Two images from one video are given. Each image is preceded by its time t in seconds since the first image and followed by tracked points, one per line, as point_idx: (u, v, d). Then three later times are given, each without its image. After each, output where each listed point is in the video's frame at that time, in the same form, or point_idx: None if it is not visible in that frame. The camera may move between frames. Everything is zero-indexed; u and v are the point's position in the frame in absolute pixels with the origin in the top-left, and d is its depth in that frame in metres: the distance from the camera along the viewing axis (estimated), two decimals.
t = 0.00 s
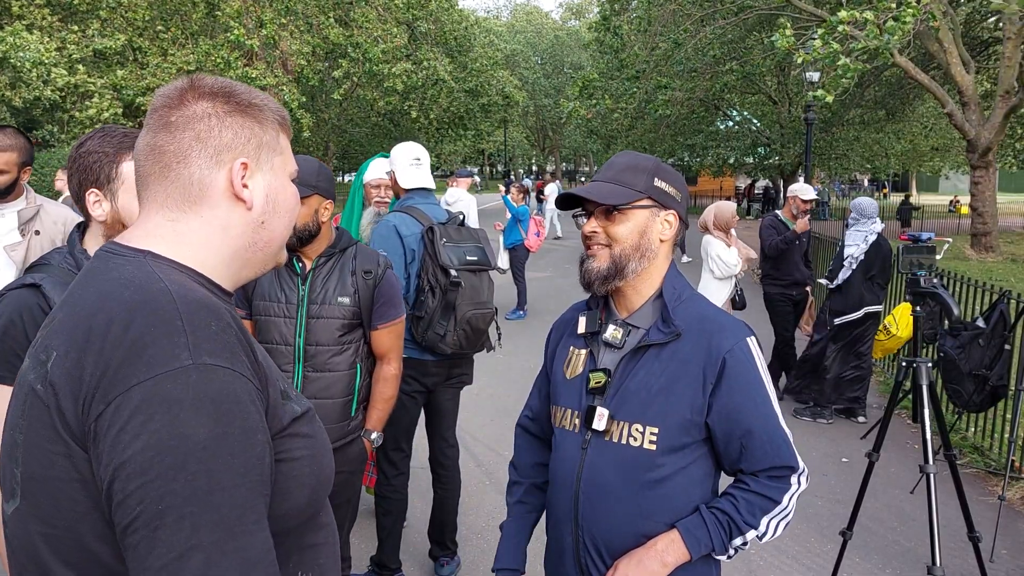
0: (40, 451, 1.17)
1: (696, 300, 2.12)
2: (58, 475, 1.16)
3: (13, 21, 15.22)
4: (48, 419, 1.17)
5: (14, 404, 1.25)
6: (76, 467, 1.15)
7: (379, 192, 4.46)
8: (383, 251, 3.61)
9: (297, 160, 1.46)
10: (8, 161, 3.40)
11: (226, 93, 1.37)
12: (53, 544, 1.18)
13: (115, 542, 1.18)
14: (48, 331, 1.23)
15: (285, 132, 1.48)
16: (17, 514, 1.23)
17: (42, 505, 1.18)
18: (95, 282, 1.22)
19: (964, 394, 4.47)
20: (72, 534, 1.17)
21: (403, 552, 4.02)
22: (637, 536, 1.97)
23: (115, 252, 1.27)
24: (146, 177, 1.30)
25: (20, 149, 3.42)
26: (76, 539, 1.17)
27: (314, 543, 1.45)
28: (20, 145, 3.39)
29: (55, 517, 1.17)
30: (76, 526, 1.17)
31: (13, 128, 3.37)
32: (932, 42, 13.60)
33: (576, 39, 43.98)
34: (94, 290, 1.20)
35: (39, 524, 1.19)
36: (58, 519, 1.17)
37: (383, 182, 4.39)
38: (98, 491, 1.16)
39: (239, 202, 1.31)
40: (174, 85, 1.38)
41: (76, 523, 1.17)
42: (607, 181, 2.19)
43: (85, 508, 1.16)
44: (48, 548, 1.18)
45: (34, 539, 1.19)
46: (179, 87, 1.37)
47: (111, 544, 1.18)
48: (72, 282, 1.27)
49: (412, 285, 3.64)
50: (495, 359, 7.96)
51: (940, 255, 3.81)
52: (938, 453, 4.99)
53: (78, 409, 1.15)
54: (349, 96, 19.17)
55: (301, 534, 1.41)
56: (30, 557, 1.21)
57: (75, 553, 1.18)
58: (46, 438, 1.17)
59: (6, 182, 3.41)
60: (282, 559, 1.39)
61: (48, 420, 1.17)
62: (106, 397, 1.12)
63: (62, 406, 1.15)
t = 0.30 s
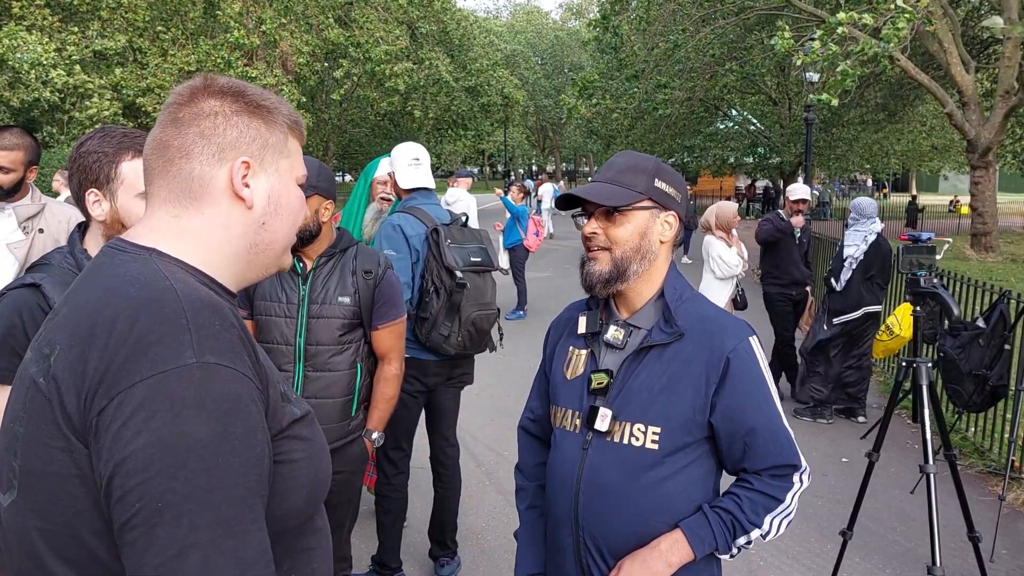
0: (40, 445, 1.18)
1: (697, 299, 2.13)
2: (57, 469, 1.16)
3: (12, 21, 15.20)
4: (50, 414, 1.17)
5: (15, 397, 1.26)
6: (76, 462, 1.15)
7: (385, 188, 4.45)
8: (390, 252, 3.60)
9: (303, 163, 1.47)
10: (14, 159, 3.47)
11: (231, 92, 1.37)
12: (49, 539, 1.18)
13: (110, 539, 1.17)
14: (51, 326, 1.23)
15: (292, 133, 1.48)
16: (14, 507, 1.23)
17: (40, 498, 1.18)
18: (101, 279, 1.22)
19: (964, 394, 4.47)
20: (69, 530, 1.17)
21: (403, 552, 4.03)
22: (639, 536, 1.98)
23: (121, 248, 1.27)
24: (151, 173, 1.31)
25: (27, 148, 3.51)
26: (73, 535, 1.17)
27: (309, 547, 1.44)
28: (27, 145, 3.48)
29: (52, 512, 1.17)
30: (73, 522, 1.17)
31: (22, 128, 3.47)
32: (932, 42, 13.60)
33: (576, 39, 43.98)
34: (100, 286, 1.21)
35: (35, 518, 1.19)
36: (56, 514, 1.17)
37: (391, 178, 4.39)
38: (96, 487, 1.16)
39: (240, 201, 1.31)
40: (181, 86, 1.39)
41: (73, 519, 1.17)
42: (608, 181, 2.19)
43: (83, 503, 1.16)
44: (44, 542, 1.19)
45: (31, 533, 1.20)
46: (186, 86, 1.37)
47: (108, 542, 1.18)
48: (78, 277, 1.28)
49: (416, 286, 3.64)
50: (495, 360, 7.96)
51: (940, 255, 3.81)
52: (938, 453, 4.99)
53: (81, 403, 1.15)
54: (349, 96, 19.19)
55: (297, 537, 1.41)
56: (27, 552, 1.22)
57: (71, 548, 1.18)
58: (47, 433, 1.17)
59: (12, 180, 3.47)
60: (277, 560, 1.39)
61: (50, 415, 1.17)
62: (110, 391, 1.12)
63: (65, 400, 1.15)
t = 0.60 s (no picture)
0: (43, 440, 1.17)
1: (697, 297, 2.13)
2: (59, 465, 1.16)
3: (11, 21, 15.18)
4: (53, 410, 1.17)
5: (18, 393, 1.26)
6: (78, 459, 1.15)
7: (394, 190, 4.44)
8: (394, 253, 3.58)
9: (307, 162, 1.46)
10: (16, 156, 3.45)
11: (235, 92, 1.37)
12: (50, 535, 1.18)
13: (111, 537, 1.17)
14: (55, 324, 1.23)
15: (297, 134, 1.48)
16: (15, 503, 1.23)
17: (41, 495, 1.18)
18: (105, 277, 1.22)
19: (964, 394, 4.47)
20: (70, 527, 1.17)
21: (403, 552, 4.02)
22: (641, 534, 1.97)
23: (125, 248, 1.28)
24: (154, 175, 1.31)
25: (29, 147, 3.49)
26: (74, 534, 1.17)
27: (307, 550, 1.44)
28: (29, 143, 3.46)
29: (54, 509, 1.17)
30: (74, 520, 1.16)
31: (25, 125, 3.45)
32: (932, 43, 13.59)
33: (576, 39, 43.98)
34: (104, 284, 1.20)
35: (36, 514, 1.19)
36: (57, 512, 1.17)
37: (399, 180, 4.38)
38: (99, 485, 1.15)
39: (243, 201, 1.30)
40: (184, 87, 1.39)
41: (73, 518, 1.16)
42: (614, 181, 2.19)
43: (86, 501, 1.16)
44: (46, 539, 1.19)
45: (32, 530, 1.19)
46: (187, 87, 1.37)
47: (110, 543, 1.17)
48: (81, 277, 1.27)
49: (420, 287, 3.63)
50: (495, 360, 7.96)
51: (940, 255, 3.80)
52: (938, 453, 4.99)
53: (84, 400, 1.14)
54: (349, 95, 19.19)
55: (296, 538, 1.40)
56: (28, 550, 1.21)
57: (72, 546, 1.17)
58: (50, 429, 1.17)
59: (14, 178, 3.45)
60: (277, 560, 1.38)
61: (52, 412, 1.17)
62: (113, 390, 1.12)
63: (68, 398, 1.15)
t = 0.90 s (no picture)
0: (46, 446, 1.18)
1: (698, 298, 2.13)
2: (61, 470, 1.16)
3: (11, 21, 15.16)
4: (55, 414, 1.17)
5: (21, 395, 1.26)
6: (82, 464, 1.16)
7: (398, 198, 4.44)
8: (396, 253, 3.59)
9: (312, 165, 1.47)
10: (23, 158, 3.46)
11: (243, 96, 1.38)
12: (54, 539, 1.18)
13: (115, 541, 1.17)
14: (57, 326, 1.23)
15: (302, 137, 1.49)
16: (18, 509, 1.23)
17: (43, 499, 1.18)
18: (108, 280, 1.22)
19: (964, 394, 4.47)
20: (73, 532, 1.17)
21: (404, 552, 4.03)
22: (642, 534, 1.98)
23: (127, 250, 1.27)
24: (160, 177, 1.31)
25: (36, 149, 3.50)
26: (77, 537, 1.17)
27: (312, 550, 1.44)
28: (36, 146, 3.47)
29: (56, 513, 1.17)
30: (77, 524, 1.17)
31: (32, 129, 3.46)
32: (932, 43, 13.58)
33: (576, 39, 43.99)
34: (106, 287, 1.21)
35: (40, 518, 1.19)
36: (61, 516, 1.17)
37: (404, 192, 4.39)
38: (103, 488, 1.16)
39: (251, 204, 1.31)
40: (192, 88, 1.39)
41: (77, 521, 1.17)
42: (611, 184, 2.18)
43: (89, 506, 1.16)
44: (49, 543, 1.19)
45: (36, 534, 1.20)
46: (195, 88, 1.38)
47: (114, 547, 1.18)
48: (84, 278, 1.27)
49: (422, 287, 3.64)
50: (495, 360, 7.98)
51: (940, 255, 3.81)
52: (938, 453, 4.99)
53: (87, 404, 1.15)
54: (349, 96, 19.20)
55: (301, 540, 1.40)
56: (32, 553, 1.22)
57: (75, 550, 1.18)
58: (53, 434, 1.17)
59: (21, 179, 3.47)
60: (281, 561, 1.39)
61: (55, 416, 1.17)
62: (116, 393, 1.12)
63: (71, 402, 1.15)
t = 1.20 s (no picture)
0: (58, 450, 1.18)
1: (699, 298, 2.13)
2: (75, 474, 1.16)
3: (10, 21, 15.14)
4: (67, 418, 1.17)
5: (30, 399, 1.26)
6: (95, 468, 1.16)
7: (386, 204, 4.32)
8: (399, 252, 3.62)
9: (321, 173, 1.49)
10: (27, 159, 3.46)
11: (259, 101, 1.39)
12: (66, 542, 1.19)
13: (130, 544, 1.17)
14: (64, 330, 1.23)
15: (312, 145, 1.50)
16: (31, 513, 1.23)
17: (56, 503, 1.19)
18: (115, 282, 1.22)
19: (964, 394, 4.47)
20: (87, 535, 1.17)
21: (405, 552, 4.03)
22: (644, 534, 1.98)
23: (135, 252, 1.27)
24: (172, 177, 1.31)
25: (41, 149, 3.48)
26: (91, 540, 1.17)
27: (321, 549, 1.44)
28: (41, 146, 3.46)
29: (70, 516, 1.17)
30: (91, 527, 1.17)
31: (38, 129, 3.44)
32: (932, 43, 13.59)
33: (576, 39, 44.02)
34: (114, 289, 1.21)
35: (52, 522, 1.19)
36: (74, 519, 1.17)
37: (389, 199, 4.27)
38: (117, 492, 1.16)
39: (263, 208, 1.32)
40: (208, 91, 1.40)
41: (91, 524, 1.17)
42: (608, 186, 2.19)
43: (102, 509, 1.16)
44: (63, 547, 1.19)
45: (48, 538, 1.20)
46: (211, 91, 1.39)
47: (130, 551, 1.18)
48: (91, 279, 1.27)
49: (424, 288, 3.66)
50: (496, 359, 7.97)
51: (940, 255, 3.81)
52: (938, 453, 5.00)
53: (99, 409, 1.15)
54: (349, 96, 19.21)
55: (309, 539, 1.41)
56: (44, 555, 1.22)
57: (88, 553, 1.18)
58: (64, 438, 1.17)
59: (24, 179, 3.47)
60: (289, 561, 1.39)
61: (67, 420, 1.17)
62: (128, 397, 1.13)
63: (83, 406, 1.15)
